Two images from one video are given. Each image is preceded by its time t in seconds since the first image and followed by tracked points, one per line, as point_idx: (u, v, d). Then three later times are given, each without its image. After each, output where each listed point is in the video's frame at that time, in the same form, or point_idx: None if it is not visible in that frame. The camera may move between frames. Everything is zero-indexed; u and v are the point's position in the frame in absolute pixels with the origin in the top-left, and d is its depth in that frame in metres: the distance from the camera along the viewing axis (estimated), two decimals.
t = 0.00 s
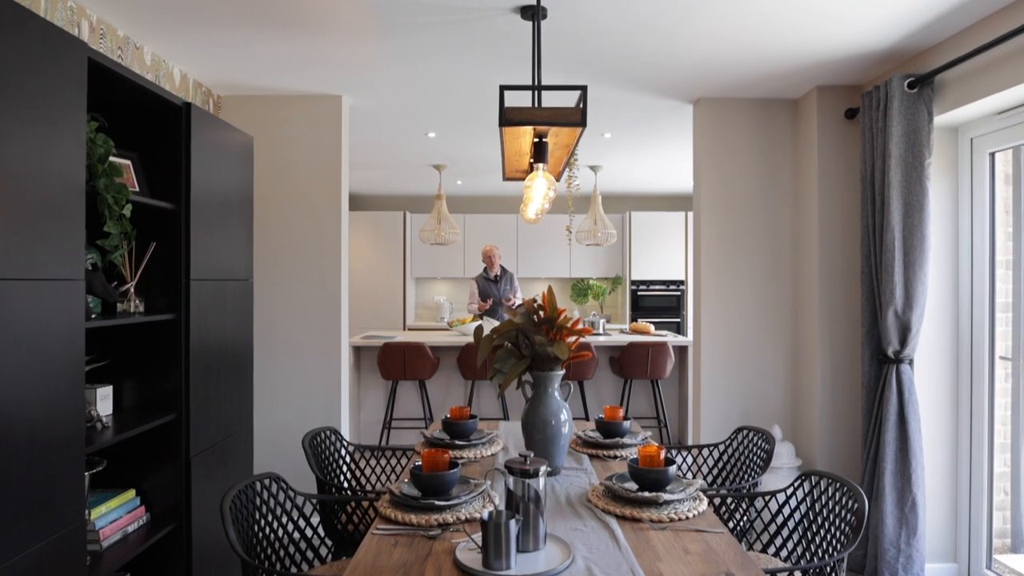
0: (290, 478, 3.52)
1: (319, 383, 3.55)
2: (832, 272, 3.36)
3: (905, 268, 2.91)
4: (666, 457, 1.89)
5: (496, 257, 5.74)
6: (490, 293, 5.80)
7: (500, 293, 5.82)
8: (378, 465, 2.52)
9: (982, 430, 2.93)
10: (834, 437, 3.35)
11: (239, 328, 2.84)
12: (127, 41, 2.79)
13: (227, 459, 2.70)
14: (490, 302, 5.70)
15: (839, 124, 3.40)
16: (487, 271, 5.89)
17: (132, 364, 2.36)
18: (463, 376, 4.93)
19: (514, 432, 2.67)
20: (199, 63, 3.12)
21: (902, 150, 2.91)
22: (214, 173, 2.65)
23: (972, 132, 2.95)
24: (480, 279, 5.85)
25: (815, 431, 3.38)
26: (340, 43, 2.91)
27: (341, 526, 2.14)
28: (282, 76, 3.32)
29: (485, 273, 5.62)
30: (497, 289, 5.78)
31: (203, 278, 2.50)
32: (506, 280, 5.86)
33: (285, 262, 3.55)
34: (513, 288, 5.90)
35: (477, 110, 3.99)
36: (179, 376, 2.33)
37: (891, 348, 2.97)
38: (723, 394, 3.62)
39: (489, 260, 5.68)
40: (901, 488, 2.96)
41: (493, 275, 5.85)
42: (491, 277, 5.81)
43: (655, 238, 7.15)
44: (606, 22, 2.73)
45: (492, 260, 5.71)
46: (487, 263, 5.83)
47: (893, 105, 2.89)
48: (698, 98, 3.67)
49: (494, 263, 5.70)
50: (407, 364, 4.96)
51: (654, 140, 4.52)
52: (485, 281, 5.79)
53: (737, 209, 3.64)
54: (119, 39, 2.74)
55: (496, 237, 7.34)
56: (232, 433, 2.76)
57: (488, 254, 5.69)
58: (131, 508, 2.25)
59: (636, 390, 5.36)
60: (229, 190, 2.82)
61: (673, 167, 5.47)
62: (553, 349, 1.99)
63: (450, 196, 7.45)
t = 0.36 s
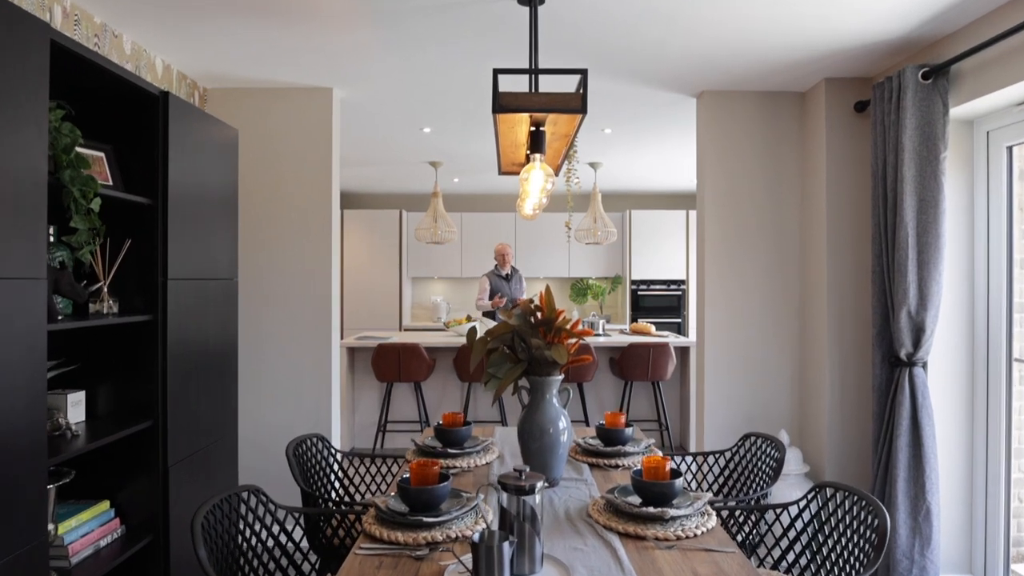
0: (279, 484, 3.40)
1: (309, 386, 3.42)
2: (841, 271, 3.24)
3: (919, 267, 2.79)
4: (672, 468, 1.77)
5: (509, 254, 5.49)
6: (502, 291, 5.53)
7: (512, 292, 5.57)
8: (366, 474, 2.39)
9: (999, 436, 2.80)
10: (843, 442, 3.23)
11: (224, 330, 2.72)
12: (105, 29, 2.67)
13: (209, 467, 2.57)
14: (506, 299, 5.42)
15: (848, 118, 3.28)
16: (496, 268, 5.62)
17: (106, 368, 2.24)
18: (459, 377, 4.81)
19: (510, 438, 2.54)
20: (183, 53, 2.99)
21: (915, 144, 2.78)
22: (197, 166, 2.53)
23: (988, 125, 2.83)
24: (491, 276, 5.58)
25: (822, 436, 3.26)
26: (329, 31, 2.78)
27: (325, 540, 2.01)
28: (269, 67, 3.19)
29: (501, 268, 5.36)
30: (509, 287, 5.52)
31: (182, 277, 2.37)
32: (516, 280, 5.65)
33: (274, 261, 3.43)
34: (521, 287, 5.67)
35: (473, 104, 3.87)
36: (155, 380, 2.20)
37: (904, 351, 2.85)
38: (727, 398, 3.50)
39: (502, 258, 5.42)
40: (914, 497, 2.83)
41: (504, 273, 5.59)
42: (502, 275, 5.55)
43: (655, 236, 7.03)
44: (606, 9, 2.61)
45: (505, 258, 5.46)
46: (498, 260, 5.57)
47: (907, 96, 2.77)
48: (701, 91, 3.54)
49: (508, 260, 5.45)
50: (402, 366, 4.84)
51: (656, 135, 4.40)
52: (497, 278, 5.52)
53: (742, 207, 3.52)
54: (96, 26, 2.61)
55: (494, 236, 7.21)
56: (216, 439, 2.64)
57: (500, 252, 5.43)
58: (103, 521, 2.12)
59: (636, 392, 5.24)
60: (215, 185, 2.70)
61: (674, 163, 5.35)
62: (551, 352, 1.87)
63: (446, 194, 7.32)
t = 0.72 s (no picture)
0: (268, 490, 3.29)
1: (299, 389, 3.31)
2: (851, 269, 3.13)
3: (934, 265, 2.68)
4: (680, 480, 1.65)
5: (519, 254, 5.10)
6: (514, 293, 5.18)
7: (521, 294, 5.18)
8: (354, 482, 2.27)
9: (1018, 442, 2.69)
10: (853, 448, 3.12)
11: (208, 331, 2.60)
12: (82, 16, 2.55)
13: (192, 474, 2.45)
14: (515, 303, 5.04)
15: (858, 111, 3.16)
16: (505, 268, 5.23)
17: (80, 372, 2.11)
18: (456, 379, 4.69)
19: (507, 445, 2.43)
20: (166, 43, 2.87)
21: (930, 137, 2.67)
22: (180, 160, 2.41)
23: (1006, 117, 2.71)
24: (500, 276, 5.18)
25: (831, 440, 3.15)
26: (317, 19, 2.67)
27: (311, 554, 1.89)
28: (257, 58, 3.08)
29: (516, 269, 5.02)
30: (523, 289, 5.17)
31: (162, 276, 2.25)
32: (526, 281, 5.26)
33: (263, 260, 3.31)
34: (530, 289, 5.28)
35: (470, 97, 3.75)
36: (132, 384, 2.08)
37: (918, 353, 2.73)
38: (733, 401, 3.38)
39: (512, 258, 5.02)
40: (929, 505, 2.72)
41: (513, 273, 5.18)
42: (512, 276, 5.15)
43: (656, 235, 6.91)
44: None
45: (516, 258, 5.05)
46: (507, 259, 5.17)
47: (922, 88, 2.65)
48: (705, 84, 3.43)
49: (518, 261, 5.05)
50: (397, 367, 4.72)
51: (657, 131, 4.29)
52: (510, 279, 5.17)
53: (747, 203, 3.40)
54: (72, 13, 2.49)
55: (492, 235, 7.10)
56: (200, 445, 2.52)
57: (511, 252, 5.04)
58: (75, 534, 1.99)
59: (637, 393, 5.13)
60: (200, 179, 2.58)
61: (675, 160, 5.23)
62: (550, 356, 1.75)
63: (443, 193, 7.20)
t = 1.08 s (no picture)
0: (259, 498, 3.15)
1: (291, 392, 3.18)
2: (866, 267, 3.00)
3: (959, 263, 2.54)
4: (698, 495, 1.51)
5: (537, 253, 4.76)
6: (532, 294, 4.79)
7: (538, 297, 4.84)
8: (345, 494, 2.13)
9: None
10: (868, 454, 2.99)
11: (193, 331, 2.47)
12: None
13: (175, 484, 2.32)
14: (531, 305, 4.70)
15: (874, 103, 3.03)
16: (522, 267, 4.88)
17: (50, 377, 1.97)
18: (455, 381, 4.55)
19: (508, 453, 2.29)
20: (149, 30, 2.73)
21: (954, 128, 2.53)
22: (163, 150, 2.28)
23: None
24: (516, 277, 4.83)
25: (847, 446, 3.01)
26: (307, 4, 2.53)
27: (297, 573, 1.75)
28: (246, 46, 2.94)
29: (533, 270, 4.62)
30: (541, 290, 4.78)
31: (140, 273, 2.12)
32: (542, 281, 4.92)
33: (252, 257, 3.18)
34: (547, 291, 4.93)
35: (468, 90, 3.61)
36: (107, 388, 1.94)
37: (941, 355, 2.60)
38: (743, 405, 3.24)
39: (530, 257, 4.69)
40: (953, 515, 2.59)
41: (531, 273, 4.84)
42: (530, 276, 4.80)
43: (658, 234, 6.77)
44: None
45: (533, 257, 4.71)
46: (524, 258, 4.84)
47: (945, 75, 2.52)
48: (714, 75, 3.29)
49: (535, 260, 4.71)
50: (393, 368, 4.58)
51: (662, 125, 4.15)
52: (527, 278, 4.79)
53: (758, 199, 3.26)
54: None
55: (492, 234, 6.96)
56: (183, 453, 2.38)
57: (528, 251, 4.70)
58: (44, 551, 1.85)
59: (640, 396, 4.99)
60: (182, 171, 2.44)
61: (680, 156, 5.09)
62: (554, 360, 1.61)
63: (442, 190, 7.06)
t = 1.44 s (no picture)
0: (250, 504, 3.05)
1: (284, 395, 3.07)
2: (879, 265, 2.90)
3: (979, 261, 2.44)
4: (716, 510, 1.40)
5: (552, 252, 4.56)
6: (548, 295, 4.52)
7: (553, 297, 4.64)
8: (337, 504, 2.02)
9: None
10: (881, 459, 2.89)
11: (179, 333, 2.36)
12: None
13: (158, 493, 2.21)
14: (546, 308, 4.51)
15: (887, 96, 2.92)
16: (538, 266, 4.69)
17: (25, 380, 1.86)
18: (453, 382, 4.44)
19: (508, 460, 2.18)
20: (135, 18, 2.63)
21: (974, 120, 2.43)
22: (147, 142, 2.17)
23: None
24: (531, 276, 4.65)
25: (860, 450, 2.91)
26: None
27: None
28: (237, 36, 2.83)
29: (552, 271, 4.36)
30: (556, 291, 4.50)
31: (122, 272, 2.01)
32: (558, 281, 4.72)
33: (244, 255, 3.07)
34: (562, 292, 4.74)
35: (467, 83, 3.50)
36: (84, 393, 1.83)
37: (959, 356, 2.50)
38: (751, 407, 3.14)
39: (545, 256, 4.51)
40: (973, 524, 2.48)
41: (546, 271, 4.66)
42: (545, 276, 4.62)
43: (659, 233, 6.67)
44: None
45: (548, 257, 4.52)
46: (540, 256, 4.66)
47: (964, 65, 2.41)
48: (722, 67, 3.18)
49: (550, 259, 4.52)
50: (391, 370, 4.47)
51: (666, 120, 4.04)
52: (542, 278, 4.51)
53: (767, 195, 3.15)
54: None
55: (490, 233, 6.85)
56: (168, 459, 2.27)
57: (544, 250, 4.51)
58: (16, 566, 1.74)
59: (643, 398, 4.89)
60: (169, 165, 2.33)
61: (683, 153, 4.98)
62: (559, 364, 1.51)
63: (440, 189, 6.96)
